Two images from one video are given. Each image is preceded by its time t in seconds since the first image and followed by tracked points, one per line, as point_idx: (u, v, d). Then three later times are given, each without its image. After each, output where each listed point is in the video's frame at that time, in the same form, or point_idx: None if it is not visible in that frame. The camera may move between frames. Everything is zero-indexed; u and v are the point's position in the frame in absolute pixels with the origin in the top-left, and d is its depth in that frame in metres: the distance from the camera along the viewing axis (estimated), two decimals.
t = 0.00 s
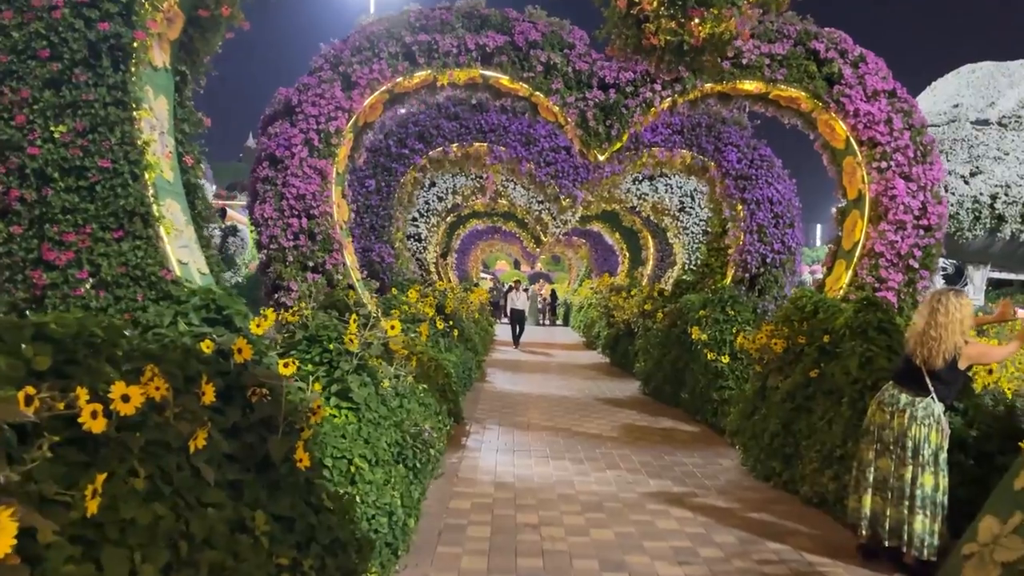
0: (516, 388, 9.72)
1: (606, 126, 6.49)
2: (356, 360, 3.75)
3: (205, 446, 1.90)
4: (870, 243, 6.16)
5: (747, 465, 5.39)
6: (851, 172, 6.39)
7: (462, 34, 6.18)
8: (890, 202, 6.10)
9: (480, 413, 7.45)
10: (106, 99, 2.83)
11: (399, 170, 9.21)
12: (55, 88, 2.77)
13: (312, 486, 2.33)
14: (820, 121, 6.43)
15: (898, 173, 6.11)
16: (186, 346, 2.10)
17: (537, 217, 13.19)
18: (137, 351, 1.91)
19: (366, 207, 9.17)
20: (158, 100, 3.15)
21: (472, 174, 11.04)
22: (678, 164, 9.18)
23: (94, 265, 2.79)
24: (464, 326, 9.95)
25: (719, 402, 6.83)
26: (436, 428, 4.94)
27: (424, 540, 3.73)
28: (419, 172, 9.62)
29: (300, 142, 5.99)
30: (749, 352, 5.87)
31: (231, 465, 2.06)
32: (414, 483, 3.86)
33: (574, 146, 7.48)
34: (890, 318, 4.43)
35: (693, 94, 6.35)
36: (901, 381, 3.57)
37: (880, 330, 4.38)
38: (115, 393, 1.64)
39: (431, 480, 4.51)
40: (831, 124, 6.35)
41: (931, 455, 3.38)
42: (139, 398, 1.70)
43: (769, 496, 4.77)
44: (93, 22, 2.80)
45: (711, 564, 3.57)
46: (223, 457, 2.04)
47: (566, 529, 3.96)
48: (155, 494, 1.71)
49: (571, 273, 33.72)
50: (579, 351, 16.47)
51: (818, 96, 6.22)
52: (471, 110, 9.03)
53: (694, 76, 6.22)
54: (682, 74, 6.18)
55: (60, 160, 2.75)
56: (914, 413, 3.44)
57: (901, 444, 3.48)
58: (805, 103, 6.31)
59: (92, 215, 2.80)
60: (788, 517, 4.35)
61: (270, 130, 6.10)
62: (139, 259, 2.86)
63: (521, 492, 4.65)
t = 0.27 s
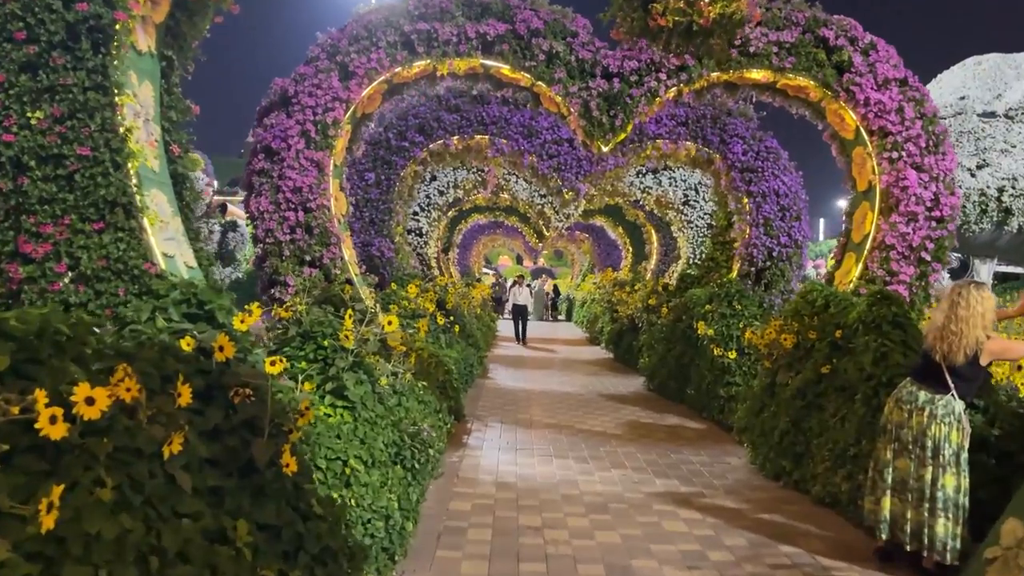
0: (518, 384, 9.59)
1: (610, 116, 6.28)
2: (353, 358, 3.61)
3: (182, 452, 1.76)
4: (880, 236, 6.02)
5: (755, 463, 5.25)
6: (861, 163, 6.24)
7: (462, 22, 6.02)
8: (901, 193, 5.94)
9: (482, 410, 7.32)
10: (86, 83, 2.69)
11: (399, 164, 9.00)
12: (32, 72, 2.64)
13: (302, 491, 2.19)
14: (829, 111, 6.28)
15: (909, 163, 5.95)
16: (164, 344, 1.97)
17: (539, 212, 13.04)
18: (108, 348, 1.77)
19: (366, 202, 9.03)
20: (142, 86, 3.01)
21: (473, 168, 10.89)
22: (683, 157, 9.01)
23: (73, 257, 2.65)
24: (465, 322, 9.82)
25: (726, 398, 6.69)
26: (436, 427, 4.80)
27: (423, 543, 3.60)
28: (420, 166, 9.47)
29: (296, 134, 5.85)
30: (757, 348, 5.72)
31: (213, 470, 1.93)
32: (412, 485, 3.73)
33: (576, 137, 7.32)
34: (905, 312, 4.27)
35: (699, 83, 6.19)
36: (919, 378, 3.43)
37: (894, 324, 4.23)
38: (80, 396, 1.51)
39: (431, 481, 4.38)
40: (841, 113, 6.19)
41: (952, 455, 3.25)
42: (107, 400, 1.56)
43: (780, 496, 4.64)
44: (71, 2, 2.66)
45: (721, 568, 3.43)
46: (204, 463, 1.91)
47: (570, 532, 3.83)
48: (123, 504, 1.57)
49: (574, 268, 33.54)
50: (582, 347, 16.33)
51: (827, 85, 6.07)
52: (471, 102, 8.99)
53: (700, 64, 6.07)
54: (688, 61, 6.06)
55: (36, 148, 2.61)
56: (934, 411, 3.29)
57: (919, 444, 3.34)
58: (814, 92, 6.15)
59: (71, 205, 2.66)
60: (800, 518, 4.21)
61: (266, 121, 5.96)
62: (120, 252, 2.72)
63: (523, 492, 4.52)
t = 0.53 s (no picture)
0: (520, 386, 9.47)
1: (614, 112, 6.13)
2: (347, 363, 3.49)
3: (153, 471, 1.63)
4: (890, 235, 5.88)
5: (763, 469, 5.11)
6: (870, 160, 6.10)
7: (461, 17, 5.89)
8: (912, 190, 5.80)
9: (483, 413, 7.19)
10: (63, 78, 2.56)
11: (399, 163, 8.93)
12: (6, 65, 2.51)
13: (287, 509, 2.06)
14: (837, 107, 6.13)
15: (920, 160, 5.81)
16: (136, 355, 1.84)
17: (541, 211, 12.90)
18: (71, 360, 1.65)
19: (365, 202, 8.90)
20: (124, 80, 2.88)
21: (474, 166, 10.75)
22: (687, 155, 8.87)
23: (48, 261, 2.51)
24: (467, 323, 9.69)
25: (732, 401, 6.56)
26: (435, 432, 4.67)
27: (420, 555, 3.47)
28: (420, 165, 9.33)
29: (292, 132, 5.72)
30: (765, 350, 5.59)
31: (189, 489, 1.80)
32: (409, 494, 3.60)
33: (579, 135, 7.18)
34: (919, 314, 4.13)
35: (704, 79, 6.05)
36: (936, 383, 3.29)
37: (908, 326, 4.09)
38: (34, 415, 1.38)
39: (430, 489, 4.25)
40: (849, 109, 6.05)
41: (971, 464, 3.12)
42: (66, 419, 1.44)
43: (789, 503, 4.50)
44: None
45: None
46: (179, 481, 1.78)
47: (573, 543, 3.69)
48: (85, 532, 1.45)
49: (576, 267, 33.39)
50: (585, 347, 16.20)
51: (835, 80, 5.92)
52: (472, 100, 8.92)
53: (705, 60, 5.93)
54: (693, 56, 5.94)
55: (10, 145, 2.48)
56: (952, 418, 3.16)
57: (936, 452, 3.21)
58: (822, 88, 6.00)
59: (48, 206, 2.53)
60: (810, 526, 4.08)
61: (261, 119, 5.83)
62: (100, 254, 2.58)
63: (525, 500, 4.39)
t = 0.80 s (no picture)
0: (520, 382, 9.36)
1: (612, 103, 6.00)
2: (336, 359, 3.36)
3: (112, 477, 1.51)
4: (896, 227, 5.75)
5: (767, 467, 5.00)
6: (875, 151, 5.97)
7: (457, 6, 5.76)
8: (919, 181, 5.66)
9: (481, 409, 7.08)
10: (31, 61, 2.44)
11: (396, 156, 8.79)
12: None
13: (265, 514, 1.94)
14: (841, 96, 5.99)
15: (927, 150, 5.67)
16: (98, 353, 1.72)
17: (541, 205, 12.77)
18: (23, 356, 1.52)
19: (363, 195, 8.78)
20: (100, 65, 2.76)
21: (472, 160, 10.62)
22: (688, 147, 8.73)
23: (16, 254, 2.42)
24: (465, 318, 9.57)
25: (734, 397, 6.44)
26: (430, 430, 4.55)
27: (412, 557, 3.36)
28: (417, 158, 9.20)
29: (284, 123, 5.60)
30: (768, 345, 5.46)
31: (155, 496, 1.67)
32: (401, 495, 3.48)
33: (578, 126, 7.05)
34: (928, 308, 4.01)
35: (705, 69, 5.92)
36: (947, 378, 3.15)
37: (917, 321, 3.96)
38: None
39: (425, 488, 4.14)
40: (854, 99, 5.92)
41: (984, 463, 3.01)
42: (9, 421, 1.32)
43: (794, 502, 4.37)
44: None
45: None
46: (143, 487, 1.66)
47: (571, 545, 3.57)
48: (32, 545, 1.34)
49: (578, 263, 33.26)
50: (586, 342, 16.09)
51: (840, 68, 5.76)
52: (470, 92, 8.82)
53: (706, 48, 5.80)
54: (694, 44, 5.81)
55: None
56: (965, 416, 3.03)
57: (947, 451, 3.08)
58: (826, 77, 5.87)
59: (17, 195, 2.42)
60: (816, 527, 3.96)
61: (253, 111, 5.71)
62: (72, 246, 2.46)
63: (522, 500, 4.27)
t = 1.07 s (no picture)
0: (516, 381, 9.23)
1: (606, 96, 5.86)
2: (315, 360, 3.23)
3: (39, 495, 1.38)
4: (898, 223, 5.61)
5: (766, 469, 4.86)
6: (877, 145, 5.83)
7: None
8: (922, 175, 5.51)
9: (475, 410, 6.95)
10: None
11: (390, 153, 8.69)
12: None
13: (222, 530, 1.80)
14: (842, 89, 5.84)
15: (930, 143, 5.52)
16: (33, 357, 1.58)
17: (538, 202, 12.63)
18: None
19: (356, 192, 8.64)
20: (62, 52, 2.62)
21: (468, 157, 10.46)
22: (686, 143, 8.58)
23: None
24: (461, 317, 9.44)
25: (733, 397, 6.31)
26: (418, 433, 4.41)
27: (395, 566, 3.24)
28: (412, 154, 9.05)
29: (271, 117, 5.46)
30: (767, 344, 5.32)
31: (95, 512, 1.54)
32: (384, 502, 3.35)
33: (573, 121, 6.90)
34: (932, 306, 3.87)
35: (703, 61, 5.74)
36: (952, 379, 3.02)
37: (920, 319, 3.83)
38: None
39: (412, 492, 4.01)
40: (855, 92, 5.77)
41: (992, 468, 2.86)
42: None
43: (793, 506, 4.24)
44: None
45: None
46: (79, 504, 1.52)
47: (561, 553, 3.43)
48: None
49: (577, 261, 33.11)
50: (585, 341, 15.94)
51: (841, 60, 5.61)
52: (465, 87, 8.64)
53: (704, 39, 5.66)
54: (691, 37, 5.66)
55: None
56: (972, 418, 2.89)
57: (954, 455, 2.94)
58: (826, 69, 5.72)
59: None
60: (816, 533, 3.82)
61: (239, 105, 5.56)
62: (28, 241, 2.32)
63: (512, 505, 4.13)
